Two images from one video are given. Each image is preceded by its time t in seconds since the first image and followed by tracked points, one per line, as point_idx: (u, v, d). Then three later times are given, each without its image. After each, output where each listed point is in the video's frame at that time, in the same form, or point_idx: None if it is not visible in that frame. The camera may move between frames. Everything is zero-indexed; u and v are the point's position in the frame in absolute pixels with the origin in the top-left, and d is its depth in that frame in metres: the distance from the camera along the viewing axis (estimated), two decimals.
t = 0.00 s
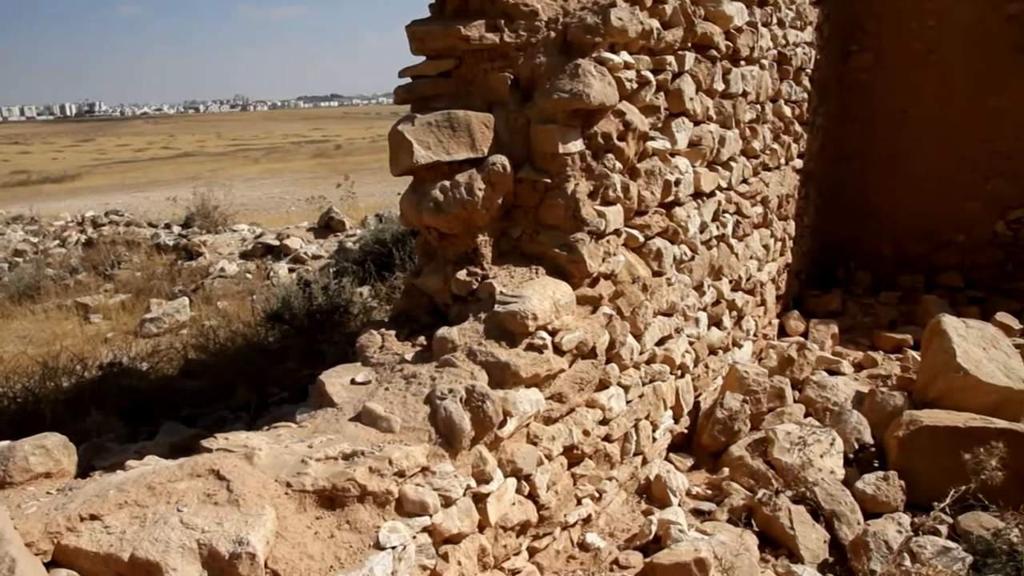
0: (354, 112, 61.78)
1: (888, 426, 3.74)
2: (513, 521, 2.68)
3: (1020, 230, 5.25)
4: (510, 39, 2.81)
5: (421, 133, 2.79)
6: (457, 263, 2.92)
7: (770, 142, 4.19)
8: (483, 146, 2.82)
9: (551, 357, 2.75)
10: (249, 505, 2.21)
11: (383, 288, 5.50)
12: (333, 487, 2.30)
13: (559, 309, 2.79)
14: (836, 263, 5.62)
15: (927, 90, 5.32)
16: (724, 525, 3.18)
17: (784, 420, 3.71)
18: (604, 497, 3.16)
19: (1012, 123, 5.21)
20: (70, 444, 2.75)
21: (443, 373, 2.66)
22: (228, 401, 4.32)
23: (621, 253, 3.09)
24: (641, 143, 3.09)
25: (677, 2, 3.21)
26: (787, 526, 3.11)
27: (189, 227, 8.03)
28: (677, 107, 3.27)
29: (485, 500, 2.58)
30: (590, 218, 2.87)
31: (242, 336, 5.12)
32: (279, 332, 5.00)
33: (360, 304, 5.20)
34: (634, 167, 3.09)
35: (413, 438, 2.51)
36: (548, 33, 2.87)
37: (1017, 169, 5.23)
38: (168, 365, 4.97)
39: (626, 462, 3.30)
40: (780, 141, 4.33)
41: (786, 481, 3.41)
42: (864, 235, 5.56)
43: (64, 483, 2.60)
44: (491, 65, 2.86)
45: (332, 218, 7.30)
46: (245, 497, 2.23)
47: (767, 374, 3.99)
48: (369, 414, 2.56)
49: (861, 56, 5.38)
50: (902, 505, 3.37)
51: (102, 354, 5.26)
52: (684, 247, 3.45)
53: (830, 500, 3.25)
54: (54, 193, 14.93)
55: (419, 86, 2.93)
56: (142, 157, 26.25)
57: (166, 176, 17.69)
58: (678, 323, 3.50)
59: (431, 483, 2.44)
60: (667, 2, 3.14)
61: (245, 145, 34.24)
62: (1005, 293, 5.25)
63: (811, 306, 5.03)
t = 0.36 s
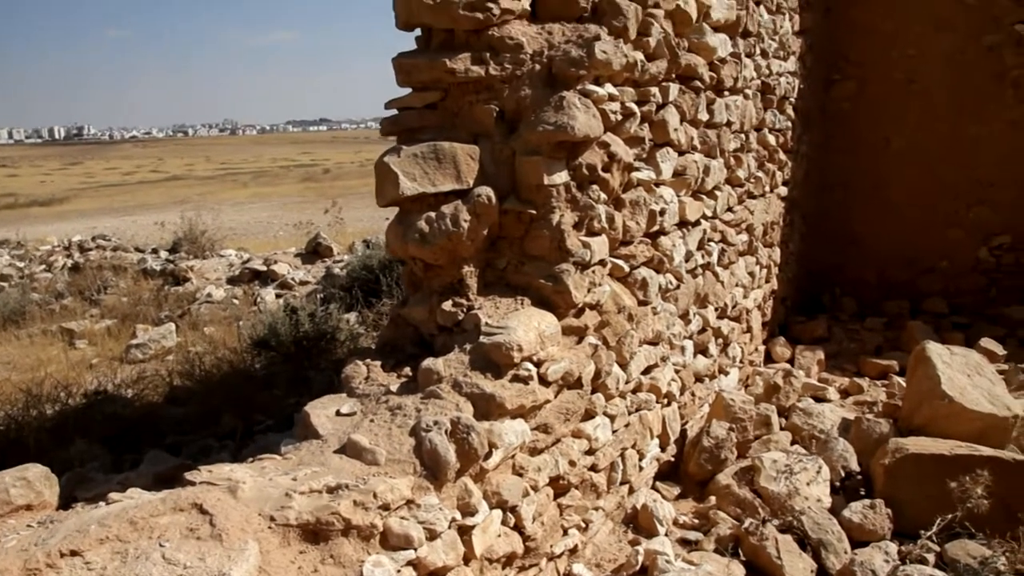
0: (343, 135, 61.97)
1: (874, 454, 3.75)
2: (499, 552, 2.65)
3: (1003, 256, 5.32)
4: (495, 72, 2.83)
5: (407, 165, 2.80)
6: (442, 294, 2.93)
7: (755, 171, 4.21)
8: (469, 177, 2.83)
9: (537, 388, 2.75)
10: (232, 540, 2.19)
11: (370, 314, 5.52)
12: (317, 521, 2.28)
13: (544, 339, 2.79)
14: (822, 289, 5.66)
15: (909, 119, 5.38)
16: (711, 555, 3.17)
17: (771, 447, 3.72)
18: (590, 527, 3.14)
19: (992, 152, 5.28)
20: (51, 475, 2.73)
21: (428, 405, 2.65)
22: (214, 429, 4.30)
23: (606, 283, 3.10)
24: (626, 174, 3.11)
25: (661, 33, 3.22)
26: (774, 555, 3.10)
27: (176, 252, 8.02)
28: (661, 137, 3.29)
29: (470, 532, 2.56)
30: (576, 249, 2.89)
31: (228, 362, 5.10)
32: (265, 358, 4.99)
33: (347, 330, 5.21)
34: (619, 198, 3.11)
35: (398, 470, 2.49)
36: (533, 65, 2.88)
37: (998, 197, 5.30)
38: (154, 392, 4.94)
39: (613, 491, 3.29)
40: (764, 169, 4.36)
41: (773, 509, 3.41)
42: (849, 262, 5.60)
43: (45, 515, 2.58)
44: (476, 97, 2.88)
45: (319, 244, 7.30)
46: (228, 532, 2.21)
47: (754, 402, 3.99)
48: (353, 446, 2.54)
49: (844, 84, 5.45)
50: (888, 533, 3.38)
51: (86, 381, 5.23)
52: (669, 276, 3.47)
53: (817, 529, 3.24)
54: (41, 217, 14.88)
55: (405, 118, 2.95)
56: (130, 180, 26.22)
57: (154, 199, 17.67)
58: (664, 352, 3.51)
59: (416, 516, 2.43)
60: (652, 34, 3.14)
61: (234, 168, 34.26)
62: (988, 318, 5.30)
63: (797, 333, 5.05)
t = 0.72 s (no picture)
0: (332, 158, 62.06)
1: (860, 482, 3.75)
2: None
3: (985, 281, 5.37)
4: (480, 102, 2.84)
5: (392, 195, 2.79)
6: (427, 323, 2.92)
7: (740, 199, 4.23)
8: (454, 208, 2.83)
9: (522, 419, 2.74)
10: None
11: (356, 340, 5.52)
12: (300, 556, 2.23)
13: (529, 370, 2.79)
14: (807, 314, 5.69)
15: (891, 146, 5.44)
16: None
17: (757, 475, 3.71)
18: (576, 557, 3.08)
19: (973, 179, 5.33)
20: (31, 508, 2.71)
21: (412, 437, 2.64)
22: (197, 457, 4.25)
23: (591, 312, 3.10)
24: (610, 204, 3.12)
25: (646, 63, 3.21)
26: None
27: (161, 277, 7.98)
28: (646, 166, 3.30)
29: (454, 565, 2.53)
30: (561, 279, 2.89)
31: (213, 390, 5.06)
32: (251, 386, 4.95)
33: (333, 356, 5.21)
34: (604, 228, 3.12)
35: (382, 503, 2.47)
36: (519, 96, 2.89)
37: (979, 223, 5.35)
38: (137, 419, 4.89)
39: (599, 521, 3.26)
40: (749, 196, 4.38)
41: (759, 538, 3.40)
42: (834, 288, 5.64)
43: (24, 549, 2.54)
44: (461, 127, 2.87)
45: (305, 269, 7.29)
46: (209, 567, 2.14)
47: (740, 430, 3.99)
48: (337, 479, 2.52)
49: (827, 112, 5.51)
50: (874, 562, 3.37)
51: (69, 408, 5.17)
52: (654, 304, 3.47)
53: (803, 558, 3.23)
54: (26, 240, 14.80)
55: (390, 147, 2.94)
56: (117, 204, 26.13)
57: (140, 223, 17.61)
58: (649, 380, 3.51)
59: (400, 550, 2.39)
60: (636, 64, 3.14)
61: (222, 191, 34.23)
62: (971, 343, 5.34)
63: (782, 358, 5.06)
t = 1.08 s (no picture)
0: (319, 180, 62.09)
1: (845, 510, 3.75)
2: None
3: (966, 307, 5.42)
4: (464, 134, 2.85)
5: (376, 226, 2.80)
6: (411, 355, 2.92)
7: (723, 227, 4.25)
8: (438, 239, 2.84)
9: (506, 452, 2.72)
10: None
11: (341, 367, 5.52)
12: None
13: (512, 402, 2.79)
14: (792, 341, 5.71)
15: (872, 174, 5.49)
16: None
17: (743, 504, 3.70)
18: None
19: (953, 206, 5.39)
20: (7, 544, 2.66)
21: (396, 470, 2.61)
22: (180, 487, 4.21)
23: (576, 343, 3.10)
24: (594, 235, 3.12)
25: (629, 95, 3.24)
26: None
27: (146, 302, 7.94)
28: (630, 196, 3.31)
29: None
30: (545, 310, 2.89)
31: (196, 418, 5.02)
32: (235, 414, 4.92)
33: (319, 386, 5.20)
34: (588, 258, 3.13)
35: (365, 538, 2.41)
36: (503, 128, 2.90)
37: (960, 250, 5.40)
38: (119, 448, 4.84)
39: (585, 552, 3.22)
40: (733, 224, 4.40)
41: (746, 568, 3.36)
42: (818, 314, 5.67)
43: None
44: (446, 159, 2.88)
45: (291, 295, 7.28)
46: None
47: (725, 458, 3.99)
48: (319, 513, 2.46)
49: (809, 140, 5.56)
50: None
51: (50, 436, 5.12)
52: (639, 333, 3.48)
53: None
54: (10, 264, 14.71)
55: (374, 178, 2.94)
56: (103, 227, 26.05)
57: (125, 247, 17.54)
58: (634, 410, 3.51)
59: None
60: (619, 96, 3.16)
61: (209, 213, 34.16)
62: (954, 369, 5.37)
63: (768, 386, 5.07)
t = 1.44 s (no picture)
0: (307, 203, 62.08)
1: (830, 540, 3.75)
2: None
3: (949, 334, 5.45)
4: (447, 166, 2.85)
5: (360, 258, 2.79)
6: (394, 387, 2.90)
7: (708, 256, 4.27)
8: (421, 271, 2.84)
9: (489, 485, 2.70)
10: None
11: (326, 395, 5.50)
12: None
13: (496, 435, 2.77)
14: (777, 368, 5.73)
15: (854, 202, 5.54)
16: None
17: (729, 534, 3.69)
18: None
19: (934, 234, 5.43)
20: None
21: (379, 504, 2.58)
22: (161, 518, 4.15)
23: (560, 374, 3.10)
24: (578, 266, 3.13)
25: (613, 126, 3.25)
26: None
27: (130, 328, 7.89)
28: (614, 227, 3.32)
29: None
30: (528, 342, 2.90)
31: (179, 447, 4.97)
32: (219, 443, 4.88)
33: (303, 413, 5.15)
34: (572, 289, 3.13)
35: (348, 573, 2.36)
36: (486, 160, 2.91)
37: (941, 277, 5.44)
38: (100, 478, 4.78)
39: None
40: (717, 253, 4.43)
41: None
42: (802, 341, 5.70)
43: None
44: (430, 191, 2.89)
45: (276, 321, 7.25)
46: None
47: (710, 487, 3.98)
48: (301, 548, 2.40)
49: (793, 168, 5.62)
50: None
51: (30, 465, 5.05)
52: (624, 363, 3.48)
53: None
54: None
55: (358, 211, 2.94)
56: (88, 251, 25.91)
57: (110, 271, 17.45)
58: (619, 440, 3.50)
59: None
60: (603, 128, 3.17)
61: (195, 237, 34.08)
62: (938, 396, 5.39)
63: (753, 413, 5.07)
